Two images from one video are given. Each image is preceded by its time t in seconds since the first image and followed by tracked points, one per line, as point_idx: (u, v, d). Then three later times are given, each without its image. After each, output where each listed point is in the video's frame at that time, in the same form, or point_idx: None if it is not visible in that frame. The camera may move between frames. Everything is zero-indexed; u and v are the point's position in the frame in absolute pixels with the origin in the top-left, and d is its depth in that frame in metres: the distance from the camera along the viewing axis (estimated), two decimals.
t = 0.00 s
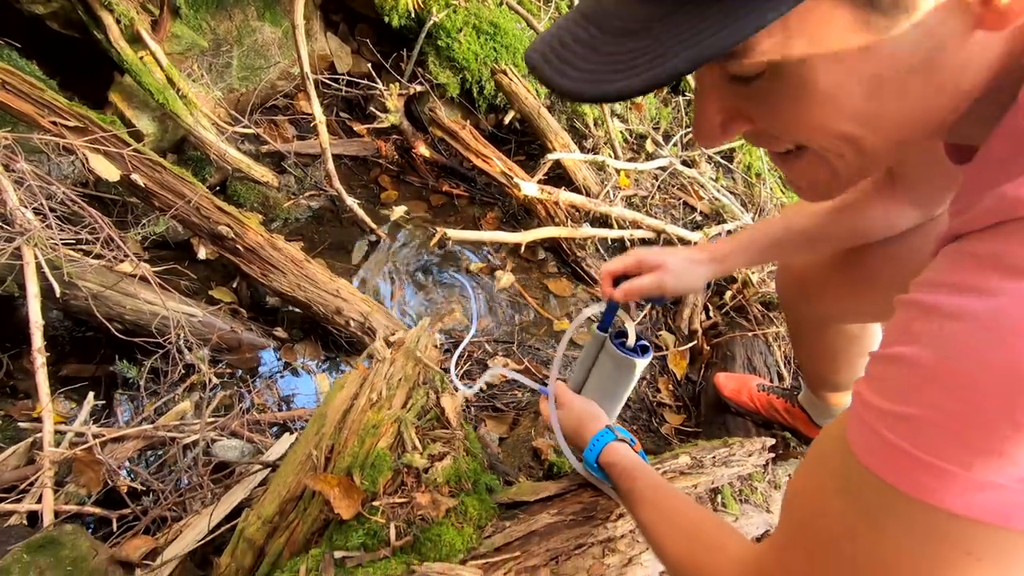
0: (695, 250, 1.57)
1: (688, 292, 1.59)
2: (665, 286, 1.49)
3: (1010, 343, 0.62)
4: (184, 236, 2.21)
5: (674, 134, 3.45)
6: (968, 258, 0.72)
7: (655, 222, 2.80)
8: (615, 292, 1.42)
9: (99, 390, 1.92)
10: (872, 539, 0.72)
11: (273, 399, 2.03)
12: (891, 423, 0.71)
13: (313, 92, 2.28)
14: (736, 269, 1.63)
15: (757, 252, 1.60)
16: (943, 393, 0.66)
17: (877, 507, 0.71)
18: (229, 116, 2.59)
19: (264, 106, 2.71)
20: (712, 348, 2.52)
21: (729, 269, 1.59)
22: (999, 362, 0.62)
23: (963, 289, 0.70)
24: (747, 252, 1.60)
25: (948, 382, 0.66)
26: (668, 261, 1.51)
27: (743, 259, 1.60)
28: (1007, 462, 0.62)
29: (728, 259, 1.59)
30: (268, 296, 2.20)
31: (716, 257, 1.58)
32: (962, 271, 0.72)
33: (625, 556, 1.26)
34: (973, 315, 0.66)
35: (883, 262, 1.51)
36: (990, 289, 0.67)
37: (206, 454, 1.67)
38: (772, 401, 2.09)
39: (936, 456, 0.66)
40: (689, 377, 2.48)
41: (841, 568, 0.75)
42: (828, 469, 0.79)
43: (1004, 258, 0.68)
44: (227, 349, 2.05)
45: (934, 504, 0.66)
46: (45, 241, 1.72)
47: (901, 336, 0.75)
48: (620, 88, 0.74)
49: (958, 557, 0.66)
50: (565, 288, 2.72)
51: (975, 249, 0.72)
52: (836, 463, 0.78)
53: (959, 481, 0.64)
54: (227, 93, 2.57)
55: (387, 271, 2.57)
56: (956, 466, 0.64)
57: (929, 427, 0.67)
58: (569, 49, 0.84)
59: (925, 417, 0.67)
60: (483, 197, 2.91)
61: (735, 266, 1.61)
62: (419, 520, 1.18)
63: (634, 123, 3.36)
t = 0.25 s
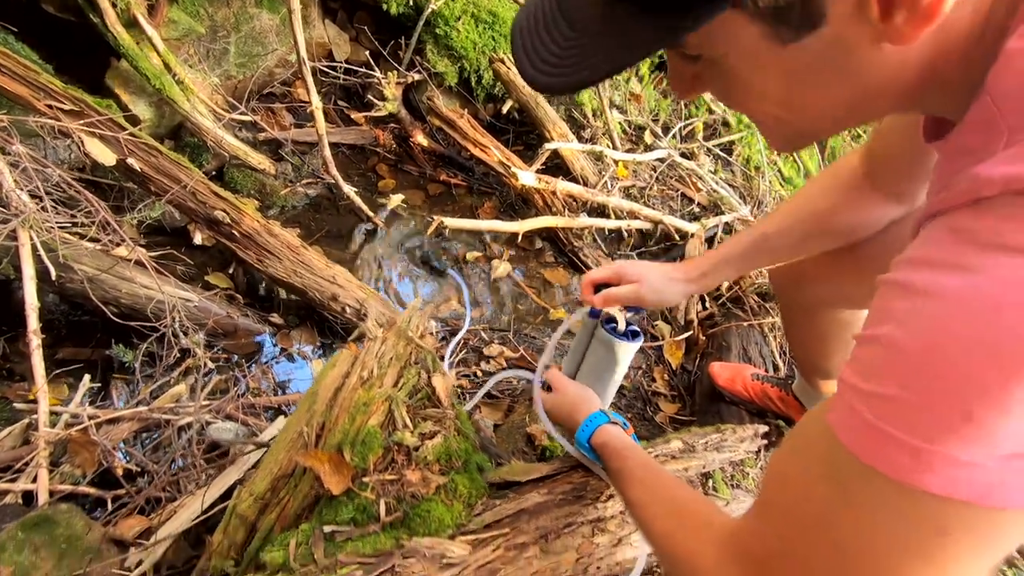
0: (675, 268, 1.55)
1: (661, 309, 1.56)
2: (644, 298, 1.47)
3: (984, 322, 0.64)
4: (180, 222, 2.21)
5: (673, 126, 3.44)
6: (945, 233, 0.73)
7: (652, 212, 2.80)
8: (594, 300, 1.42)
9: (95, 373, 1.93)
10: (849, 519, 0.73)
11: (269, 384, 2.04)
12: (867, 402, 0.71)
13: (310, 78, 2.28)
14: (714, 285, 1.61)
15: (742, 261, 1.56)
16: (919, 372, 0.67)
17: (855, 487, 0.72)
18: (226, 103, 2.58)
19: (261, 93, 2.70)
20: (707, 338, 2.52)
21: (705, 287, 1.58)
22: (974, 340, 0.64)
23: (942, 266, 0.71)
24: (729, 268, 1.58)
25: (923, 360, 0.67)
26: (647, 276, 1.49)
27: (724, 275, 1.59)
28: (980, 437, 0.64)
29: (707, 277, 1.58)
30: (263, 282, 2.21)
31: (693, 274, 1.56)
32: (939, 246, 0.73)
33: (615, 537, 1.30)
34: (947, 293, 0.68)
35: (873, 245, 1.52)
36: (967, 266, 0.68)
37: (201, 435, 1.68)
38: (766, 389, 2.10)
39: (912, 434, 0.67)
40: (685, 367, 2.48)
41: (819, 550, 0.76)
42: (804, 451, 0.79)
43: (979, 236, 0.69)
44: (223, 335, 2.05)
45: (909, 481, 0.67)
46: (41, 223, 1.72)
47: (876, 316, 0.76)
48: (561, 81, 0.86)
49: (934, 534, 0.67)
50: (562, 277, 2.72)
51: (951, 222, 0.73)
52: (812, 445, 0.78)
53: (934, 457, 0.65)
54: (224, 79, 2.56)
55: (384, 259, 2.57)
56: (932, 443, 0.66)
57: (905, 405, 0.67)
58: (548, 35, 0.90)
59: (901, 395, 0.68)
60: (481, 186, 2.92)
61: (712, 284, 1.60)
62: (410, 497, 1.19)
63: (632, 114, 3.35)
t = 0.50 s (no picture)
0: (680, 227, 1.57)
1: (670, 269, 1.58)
2: (650, 261, 1.50)
3: (963, 307, 0.65)
4: (182, 213, 2.22)
5: (674, 121, 3.44)
6: (929, 223, 0.74)
7: (652, 206, 2.80)
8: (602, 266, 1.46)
9: (98, 362, 1.94)
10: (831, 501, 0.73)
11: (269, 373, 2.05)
12: (848, 386, 0.72)
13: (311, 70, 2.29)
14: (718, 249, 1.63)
15: (743, 229, 1.59)
16: (899, 355, 0.68)
17: (837, 471, 0.72)
18: (227, 94, 2.59)
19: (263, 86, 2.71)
20: (706, 332, 2.53)
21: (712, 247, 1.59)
22: (953, 325, 0.65)
23: (924, 253, 0.72)
24: (732, 230, 1.60)
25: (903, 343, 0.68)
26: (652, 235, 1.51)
27: (727, 237, 1.61)
28: (958, 419, 0.65)
29: (712, 236, 1.59)
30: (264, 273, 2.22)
31: (699, 232, 1.58)
32: (921, 236, 0.74)
33: (610, 524, 1.31)
34: (927, 280, 0.69)
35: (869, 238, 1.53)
36: (947, 253, 0.69)
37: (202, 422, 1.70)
38: (763, 382, 2.11)
39: (892, 417, 0.68)
40: (683, 361, 2.49)
41: (802, 534, 0.76)
42: (789, 436, 0.80)
43: (961, 224, 0.70)
44: (224, 325, 2.07)
45: (888, 463, 0.68)
46: (43, 211, 1.73)
47: (859, 303, 0.77)
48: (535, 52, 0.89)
49: (913, 516, 0.68)
50: (561, 271, 2.73)
51: (935, 211, 0.74)
52: (797, 430, 0.79)
53: (913, 439, 0.66)
54: (226, 71, 2.57)
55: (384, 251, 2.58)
56: (911, 426, 0.67)
57: (886, 388, 0.68)
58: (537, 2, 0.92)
59: (883, 378, 0.69)
60: (481, 179, 2.93)
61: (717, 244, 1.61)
62: (406, 481, 1.22)
63: (634, 109, 3.35)
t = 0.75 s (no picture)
0: (682, 251, 1.60)
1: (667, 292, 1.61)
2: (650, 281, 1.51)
3: (953, 316, 0.67)
4: (195, 211, 2.27)
5: (681, 123, 3.46)
6: (920, 231, 0.77)
7: (657, 207, 2.83)
8: (600, 279, 1.45)
9: (113, 355, 1.99)
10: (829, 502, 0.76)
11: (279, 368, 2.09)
12: (846, 392, 0.75)
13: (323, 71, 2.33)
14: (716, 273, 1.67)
15: (743, 248, 1.63)
16: (894, 361, 0.71)
17: (835, 473, 0.75)
18: (240, 94, 2.63)
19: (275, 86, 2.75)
20: (710, 333, 2.56)
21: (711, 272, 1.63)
22: (946, 333, 0.68)
23: (916, 264, 0.74)
24: (730, 255, 1.64)
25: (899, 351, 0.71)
26: (654, 259, 1.53)
27: (725, 262, 1.64)
28: (950, 423, 0.67)
29: (711, 262, 1.63)
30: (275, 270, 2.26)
31: (699, 258, 1.61)
32: (914, 244, 0.76)
33: (612, 517, 1.35)
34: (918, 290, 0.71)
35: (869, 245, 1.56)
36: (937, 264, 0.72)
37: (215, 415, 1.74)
38: (767, 383, 2.12)
39: (887, 422, 0.70)
40: (687, 361, 2.51)
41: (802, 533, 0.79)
42: (789, 439, 0.83)
43: (951, 233, 0.72)
44: (236, 321, 2.11)
45: (884, 466, 0.71)
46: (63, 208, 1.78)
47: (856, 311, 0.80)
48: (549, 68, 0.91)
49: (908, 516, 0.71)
50: (567, 271, 2.76)
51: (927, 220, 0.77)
52: (796, 432, 0.82)
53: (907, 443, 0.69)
54: (239, 71, 2.62)
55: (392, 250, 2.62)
56: (905, 430, 0.69)
57: (882, 394, 0.71)
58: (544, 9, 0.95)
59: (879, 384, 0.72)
60: (489, 180, 2.96)
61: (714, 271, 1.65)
62: (415, 471, 1.26)
63: (640, 110, 3.37)
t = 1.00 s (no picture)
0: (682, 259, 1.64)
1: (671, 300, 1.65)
2: (653, 293, 1.56)
3: (931, 316, 0.69)
4: (209, 215, 2.32)
5: (689, 131, 3.48)
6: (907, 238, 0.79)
7: (664, 215, 2.85)
8: (605, 297, 1.49)
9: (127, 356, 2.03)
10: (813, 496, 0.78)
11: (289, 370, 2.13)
12: (828, 388, 0.77)
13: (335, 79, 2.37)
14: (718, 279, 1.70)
15: (742, 256, 1.66)
16: (874, 358, 0.73)
17: (818, 467, 0.77)
18: (254, 100, 2.68)
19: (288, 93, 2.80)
20: (715, 341, 2.57)
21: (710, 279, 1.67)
22: (923, 331, 0.69)
23: (897, 267, 0.76)
24: (730, 263, 1.67)
25: (878, 348, 0.73)
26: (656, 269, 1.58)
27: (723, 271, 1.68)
28: (927, 419, 0.69)
29: (710, 269, 1.67)
30: (286, 274, 2.30)
31: (700, 263, 1.66)
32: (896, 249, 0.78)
33: (614, 522, 1.36)
34: (899, 290, 0.73)
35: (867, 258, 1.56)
36: (918, 266, 0.73)
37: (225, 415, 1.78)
38: (771, 392, 2.13)
39: (867, 418, 0.72)
40: (692, 368, 2.53)
41: (789, 527, 0.81)
42: (776, 435, 0.85)
43: (934, 238, 0.74)
44: (247, 323, 2.14)
45: (863, 460, 0.73)
46: (82, 211, 1.83)
47: (840, 310, 0.82)
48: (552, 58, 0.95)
49: (887, 510, 0.73)
50: (573, 277, 2.78)
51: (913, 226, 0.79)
52: (782, 428, 0.84)
53: (886, 438, 0.71)
54: (253, 78, 2.67)
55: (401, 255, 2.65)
56: (883, 426, 0.71)
57: (862, 390, 0.73)
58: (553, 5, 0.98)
59: (859, 380, 0.73)
60: (497, 187, 2.99)
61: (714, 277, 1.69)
62: (420, 473, 1.29)
63: (649, 119, 3.39)
